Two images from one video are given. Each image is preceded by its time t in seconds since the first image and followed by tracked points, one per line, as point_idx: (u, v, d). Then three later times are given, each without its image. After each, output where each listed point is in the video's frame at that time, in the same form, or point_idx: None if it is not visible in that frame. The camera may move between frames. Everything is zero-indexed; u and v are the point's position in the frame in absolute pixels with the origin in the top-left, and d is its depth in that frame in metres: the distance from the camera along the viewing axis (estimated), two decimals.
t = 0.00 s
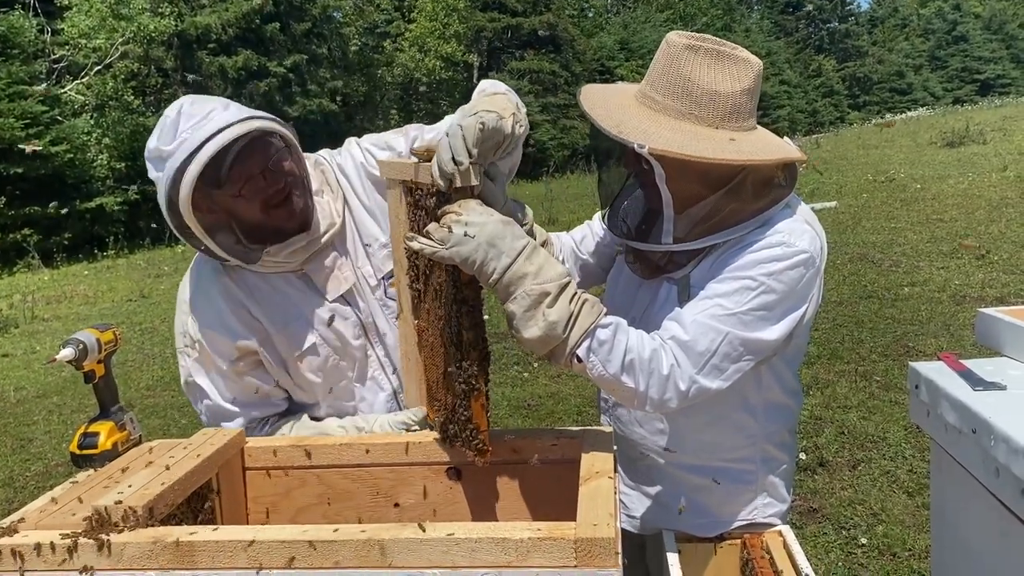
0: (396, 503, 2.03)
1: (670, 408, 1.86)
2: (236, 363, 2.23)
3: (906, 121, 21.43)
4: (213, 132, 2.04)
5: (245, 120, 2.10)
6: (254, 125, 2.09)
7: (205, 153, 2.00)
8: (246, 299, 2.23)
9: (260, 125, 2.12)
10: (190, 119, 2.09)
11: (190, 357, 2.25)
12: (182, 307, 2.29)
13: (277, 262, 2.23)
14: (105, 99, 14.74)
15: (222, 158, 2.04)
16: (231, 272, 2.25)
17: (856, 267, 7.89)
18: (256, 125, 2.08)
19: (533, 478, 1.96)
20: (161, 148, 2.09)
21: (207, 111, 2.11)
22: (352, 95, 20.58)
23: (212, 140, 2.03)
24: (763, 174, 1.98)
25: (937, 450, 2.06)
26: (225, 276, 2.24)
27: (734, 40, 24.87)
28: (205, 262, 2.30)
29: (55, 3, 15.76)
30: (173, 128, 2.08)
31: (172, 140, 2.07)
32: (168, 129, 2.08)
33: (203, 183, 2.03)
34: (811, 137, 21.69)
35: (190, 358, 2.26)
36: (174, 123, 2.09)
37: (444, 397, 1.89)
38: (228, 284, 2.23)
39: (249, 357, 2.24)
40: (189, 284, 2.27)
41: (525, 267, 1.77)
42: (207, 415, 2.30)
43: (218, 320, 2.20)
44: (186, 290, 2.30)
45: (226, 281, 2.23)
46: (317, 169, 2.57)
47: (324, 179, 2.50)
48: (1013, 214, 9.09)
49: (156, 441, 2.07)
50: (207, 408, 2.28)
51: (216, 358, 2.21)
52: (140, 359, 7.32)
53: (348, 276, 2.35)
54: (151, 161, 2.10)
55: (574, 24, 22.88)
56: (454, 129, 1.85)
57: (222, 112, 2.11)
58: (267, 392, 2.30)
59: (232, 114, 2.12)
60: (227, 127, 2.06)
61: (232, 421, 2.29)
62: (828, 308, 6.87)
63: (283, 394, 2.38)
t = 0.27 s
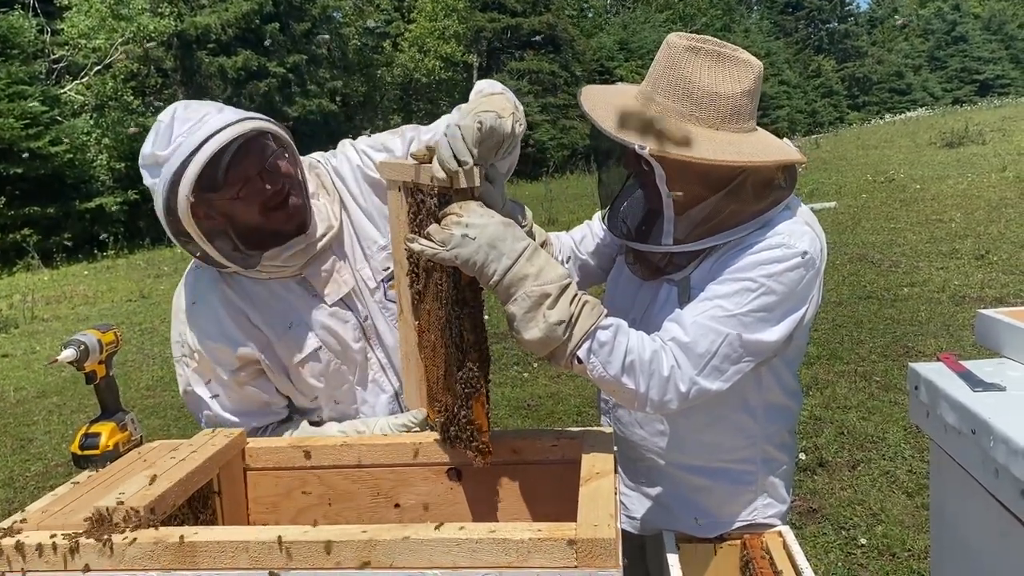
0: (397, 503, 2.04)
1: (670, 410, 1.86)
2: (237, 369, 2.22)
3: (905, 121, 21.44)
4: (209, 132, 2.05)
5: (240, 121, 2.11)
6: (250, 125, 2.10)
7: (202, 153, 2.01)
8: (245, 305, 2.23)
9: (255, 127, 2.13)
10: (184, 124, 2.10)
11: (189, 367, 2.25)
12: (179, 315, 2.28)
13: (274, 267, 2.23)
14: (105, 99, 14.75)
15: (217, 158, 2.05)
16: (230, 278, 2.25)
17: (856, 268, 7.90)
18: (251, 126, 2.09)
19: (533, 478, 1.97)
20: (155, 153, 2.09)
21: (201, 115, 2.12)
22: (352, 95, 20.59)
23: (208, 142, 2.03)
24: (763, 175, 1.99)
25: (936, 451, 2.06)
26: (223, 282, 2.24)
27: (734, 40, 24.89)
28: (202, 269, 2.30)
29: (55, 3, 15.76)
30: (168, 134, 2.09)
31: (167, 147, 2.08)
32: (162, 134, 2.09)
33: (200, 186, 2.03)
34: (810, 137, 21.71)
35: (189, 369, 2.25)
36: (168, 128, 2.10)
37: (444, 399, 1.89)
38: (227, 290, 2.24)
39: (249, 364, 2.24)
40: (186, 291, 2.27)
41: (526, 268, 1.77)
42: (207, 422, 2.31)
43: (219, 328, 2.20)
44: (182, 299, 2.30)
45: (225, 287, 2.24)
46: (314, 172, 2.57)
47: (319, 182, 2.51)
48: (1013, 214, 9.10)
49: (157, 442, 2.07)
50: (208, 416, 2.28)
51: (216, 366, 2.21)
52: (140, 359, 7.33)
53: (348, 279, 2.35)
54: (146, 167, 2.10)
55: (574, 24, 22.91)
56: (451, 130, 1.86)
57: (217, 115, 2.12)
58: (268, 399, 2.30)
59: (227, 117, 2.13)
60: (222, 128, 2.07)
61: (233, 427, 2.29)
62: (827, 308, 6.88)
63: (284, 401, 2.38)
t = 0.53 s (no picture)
0: (395, 504, 2.04)
1: (668, 410, 1.86)
2: (236, 369, 2.23)
3: (905, 122, 21.46)
4: (209, 131, 2.05)
5: (241, 120, 2.11)
6: (252, 125, 2.10)
7: (202, 153, 2.01)
8: (245, 305, 2.24)
9: (257, 126, 2.13)
10: (186, 123, 2.11)
11: (189, 366, 2.25)
12: (179, 314, 2.28)
13: (274, 266, 2.23)
14: (103, 99, 14.75)
15: (218, 158, 2.05)
16: (230, 278, 2.26)
17: (855, 268, 7.91)
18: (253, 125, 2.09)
19: (531, 479, 1.97)
20: (157, 153, 2.09)
21: (203, 114, 2.12)
22: (351, 96, 20.60)
23: (210, 141, 2.04)
24: (763, 177, 1.99)
25: (934, 452, 2.06)
26: (223, 282, 2.24)
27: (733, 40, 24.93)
28: (203, 269, 2.31)
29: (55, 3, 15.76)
30: (169, 134, 2.10)
31: (168, 146, 2.08)
32: (164, 133, 2.10)
33: (200, 185, 2.04)
34: (809, 137, 21.74)
35: (188, 367, 2.25)
36: (169, 127, 2.11)
37: (443, 400, 1.89)
38: (227, 290, 2.24)
39: (249, 364, 2.24)
40: (186, 290, 2.28)
41: (524, 268, 1.77)
42: (206, 421, 2.31)
43: (219, 327, 2.20)
44: (183, 297, 2.30)
45: (225, 287, 2.24)
46: (314, 172, 2.57)
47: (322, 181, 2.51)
48: (1012, 215, 9.11)
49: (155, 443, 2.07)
50: (208, 415, 2.28)
51: (215, 366, 2.22)
52: (139, 359, 7.33)
53: (348, 280, 2.35)
54: (148, 166, 2.11)
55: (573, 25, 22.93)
56: (449, 130, 1.86)
57: (219, 114, 2.12)
58: (267, 399, 2.30)
59: (228, 117, 2.13)
60: (224, 127, 2.07)
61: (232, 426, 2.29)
62: (826, 309, 6.88)
63: (283, 401, 2.38)
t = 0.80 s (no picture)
0: (393, 503, 2.03)
1: (664, 409, 1.86)
2: (235, 367, 2.22)
3: (904, 123, 21.47)
4: (208, 129, 2.04)
5: (241, 117, 2.11)
6: (252, 123, 2.09)
7: (201, 150, 2.00)
8: (244, 303, 2.23)
9: (258, 124, 2.12)
10: (187, 121, 2.11)
11: (188, 362, 2.25)
12: (180, 310, 2.28)
13: (274, 265, 2.22)
14: (102, 99, 14.76)
15: (217, 156, 2.05)
16: (230, 275, 2.26)
17: (854, 268, 7.92)
18: (254, 123, 2.09)
19: (530, 478, 1.97)
20: (158, 150, 2.09)
21: (204, 112, 2.13)
22: (350, 96, 20.60)
23: (210, 138, 2.03)
24: (761, 175, 2.00)
25: (933, 452, 2.06)
26: (223, 279, 2.24)
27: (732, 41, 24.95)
28: (204, 266, 2.31)
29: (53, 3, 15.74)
30: (170, 131, 2.10)
31: (168, 144, 2.08)
32: (165, 130, 2.10)
33: (200, 182, 2.04)
34: (809, 138, 21.77)
35: (188, 364, 2.25)
36: (170, 126, 2.11)
37: (441, 399, 1.89)
38: (227, 287, 2.24)
39: (247, 362, 2.24)
40: (187, 287, 2.28)
41: (520, 267, 1.76)
42: (205, 419, 2.30)
43: (218, 325, 2.20)
44: (184, 293, 2.30)
45: (225, 284, 2.24)
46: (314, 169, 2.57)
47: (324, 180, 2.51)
48: (1011, 215, 9.12)
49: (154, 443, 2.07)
50: (208, 412, 2.28)
51: (215, 363, 2.21)
52: (137, 360, 7.33)
53: (347, 278, 2.35)
54: (149, 163, 2.11)
55: (572, 25, 22.94)
56: (442, 131, 1.86)
57: (219, 112, 2.12)
58: (266, 396, 2.30)
59: (229, 113, 2.13)
60: (223, 124, 2.07)
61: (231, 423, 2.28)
62: (825, 309, 6.88)
63: (282, 399, 2.38)
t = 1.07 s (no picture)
0: (391, 504, 2.03)
1: (660, 409, 1.86)
2: (234, 365, 2.23)
3: (902, 123, 21.46)
4: (207, 126, 2.05)
5: (241, 115, 2.11)
6: (251, 120, 2.09)
7: (200, 148, 2.01)
8: (243, 301, 2.23)
9: (257, 121, 2.12)
10: (187, 118, 2.11)
11: (187, 360, 2.25)
12: (179, 307, 2.29)
13: (272, 263, 2.22)
14: (101, 99, 14.74)
15: (216, 154, 2.05)
16: (228, 273, 2.26)
17: (852, 269, 7.92)
18: (252, 121, 2.08)
19: (527, 478, 1.97)
20: (158, 146, 2.09)
21: (204, 110, 2.12)
22: (349, 96, 20.59)
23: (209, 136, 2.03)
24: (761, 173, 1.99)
25: (931, 452, 2.06)
26: (222, 276, 2.25)
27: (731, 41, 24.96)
28: (203, 264, 2.31)
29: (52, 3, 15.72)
30: (170, 128, 2.10)
31: (168, 141, 2.08)
32: (164, 127, 2.11)
33: (199, 180, 2.04)
34: (808, 138, 21.78)
35: (187, 361, 2.25)
36: (170, 122, 2.11)
37: (438, 399, 1.89)
38: (226, 285, 2.24)
39: (245, 360, 2.24)
40: (187, 285, 2.28)
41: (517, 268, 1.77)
42: (203, 416, 2.30)
43: (217, 322, 2.20)
44: (184, 290, 2.30)
45: (224, 281, 2.24)
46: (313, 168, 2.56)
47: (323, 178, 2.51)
48: (1009, 215, 9.12)
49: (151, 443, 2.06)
50: (207, 408, 2.28)
51: (213, 361, 2.21)
52: (135, 359, 7.32)
53: (345, 277, 2.34)
54: (148, 160, 2.11)
55: (572, 25, 22.95)
56: (439, 131, 1.86)
57: (219, 109, 2.12)
58: (264, 394, 2.30)
59: (229, 111, 2.13)
60: (223, 121, 2.07)
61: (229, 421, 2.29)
62: (823, 309, 6.89)
63: (280, 398, 2.38)
